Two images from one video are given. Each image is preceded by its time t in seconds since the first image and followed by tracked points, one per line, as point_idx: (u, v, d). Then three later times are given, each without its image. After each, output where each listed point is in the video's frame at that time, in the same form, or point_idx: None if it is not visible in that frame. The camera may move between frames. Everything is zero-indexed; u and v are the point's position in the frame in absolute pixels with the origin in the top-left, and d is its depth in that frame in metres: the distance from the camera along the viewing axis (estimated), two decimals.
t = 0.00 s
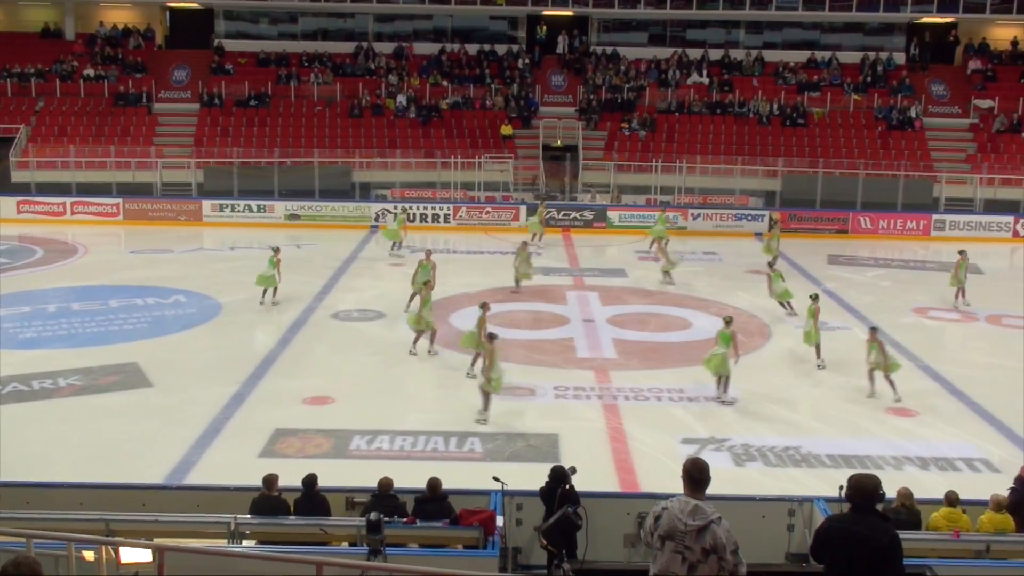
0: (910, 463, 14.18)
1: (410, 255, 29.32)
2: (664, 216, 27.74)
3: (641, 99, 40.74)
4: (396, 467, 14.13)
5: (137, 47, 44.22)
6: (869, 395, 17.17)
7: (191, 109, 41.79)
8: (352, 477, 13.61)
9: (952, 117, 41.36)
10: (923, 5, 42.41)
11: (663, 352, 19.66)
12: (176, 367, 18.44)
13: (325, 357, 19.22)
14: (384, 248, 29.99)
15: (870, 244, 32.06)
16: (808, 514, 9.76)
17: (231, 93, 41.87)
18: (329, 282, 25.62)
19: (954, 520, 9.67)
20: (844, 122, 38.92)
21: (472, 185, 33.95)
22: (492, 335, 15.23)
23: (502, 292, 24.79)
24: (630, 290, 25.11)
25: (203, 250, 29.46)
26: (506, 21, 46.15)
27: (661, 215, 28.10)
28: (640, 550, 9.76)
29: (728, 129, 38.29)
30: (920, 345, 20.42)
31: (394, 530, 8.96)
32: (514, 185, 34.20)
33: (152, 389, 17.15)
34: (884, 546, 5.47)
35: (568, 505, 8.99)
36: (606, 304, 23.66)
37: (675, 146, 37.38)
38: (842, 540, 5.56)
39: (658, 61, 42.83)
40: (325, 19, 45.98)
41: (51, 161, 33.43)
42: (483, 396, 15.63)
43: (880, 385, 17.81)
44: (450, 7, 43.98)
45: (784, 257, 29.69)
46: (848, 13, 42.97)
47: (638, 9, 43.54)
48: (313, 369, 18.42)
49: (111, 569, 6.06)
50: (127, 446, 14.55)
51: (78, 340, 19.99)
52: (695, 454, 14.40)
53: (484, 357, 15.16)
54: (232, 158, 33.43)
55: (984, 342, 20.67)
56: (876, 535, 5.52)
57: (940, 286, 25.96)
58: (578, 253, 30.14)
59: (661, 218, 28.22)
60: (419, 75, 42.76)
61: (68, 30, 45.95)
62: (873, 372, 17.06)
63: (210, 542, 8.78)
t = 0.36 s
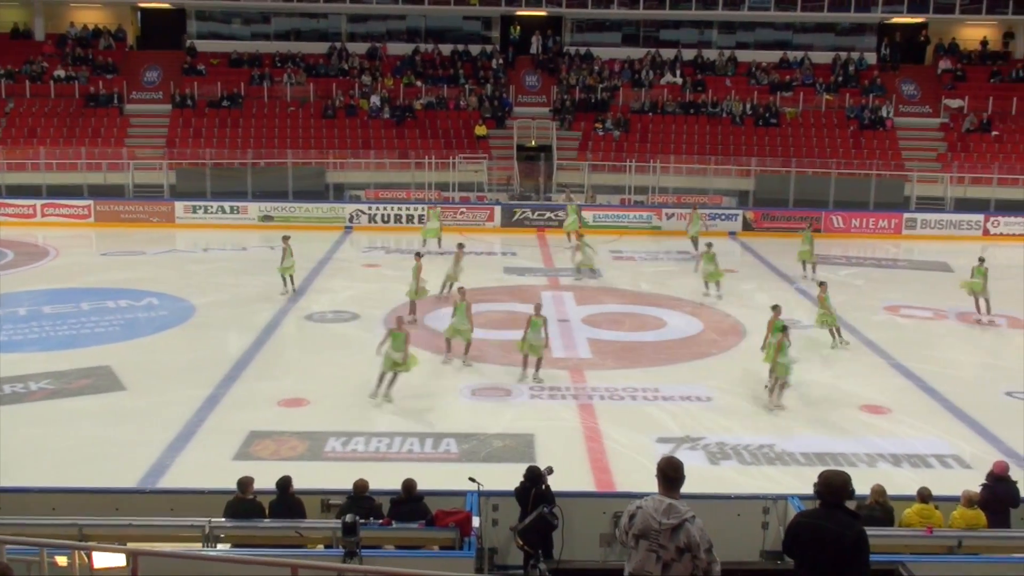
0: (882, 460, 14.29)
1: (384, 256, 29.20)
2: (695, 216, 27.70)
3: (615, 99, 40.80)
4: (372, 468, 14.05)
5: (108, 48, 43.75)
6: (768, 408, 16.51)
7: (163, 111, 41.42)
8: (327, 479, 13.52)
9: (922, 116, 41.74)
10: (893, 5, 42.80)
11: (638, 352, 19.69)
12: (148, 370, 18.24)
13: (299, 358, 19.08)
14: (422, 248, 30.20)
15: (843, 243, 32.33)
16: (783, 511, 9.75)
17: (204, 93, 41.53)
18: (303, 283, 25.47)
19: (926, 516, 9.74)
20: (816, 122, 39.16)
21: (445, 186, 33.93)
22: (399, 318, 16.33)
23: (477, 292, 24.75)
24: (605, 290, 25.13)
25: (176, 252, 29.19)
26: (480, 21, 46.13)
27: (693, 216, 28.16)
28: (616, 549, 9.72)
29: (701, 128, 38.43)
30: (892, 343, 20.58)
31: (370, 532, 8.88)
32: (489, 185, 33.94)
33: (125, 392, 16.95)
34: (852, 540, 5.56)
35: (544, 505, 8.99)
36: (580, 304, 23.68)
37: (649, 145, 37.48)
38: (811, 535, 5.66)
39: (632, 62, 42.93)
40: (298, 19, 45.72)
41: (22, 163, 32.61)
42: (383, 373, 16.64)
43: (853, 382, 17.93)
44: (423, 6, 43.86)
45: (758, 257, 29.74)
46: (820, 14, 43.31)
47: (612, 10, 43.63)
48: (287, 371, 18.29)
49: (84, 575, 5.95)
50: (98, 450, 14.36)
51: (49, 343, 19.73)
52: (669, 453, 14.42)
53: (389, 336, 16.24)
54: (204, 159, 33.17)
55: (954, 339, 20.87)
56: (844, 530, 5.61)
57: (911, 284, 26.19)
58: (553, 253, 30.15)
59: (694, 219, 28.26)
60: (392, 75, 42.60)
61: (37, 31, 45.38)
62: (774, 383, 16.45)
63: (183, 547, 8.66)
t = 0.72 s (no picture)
0: (854, 457, 14.38)
1: (357, 257, 29.06)
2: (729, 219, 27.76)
3: (588, 98, 40.86)
4: (346, 470, 13.96)
5: (77, 48, 43.24)
6: (668, 423, 15.62)
7: (133, 112, 41.01)
8: (301, 481, 13.40)
9: (892, 115, 42.07)
10: (862, 6, 43.18)
11: (613, 351, 19.72)
12: (119, 373, 18.03)
13: (272, 360, 18.94)
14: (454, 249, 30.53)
15: (814, 242, 32.56)
16: (756, 509, 9.75)
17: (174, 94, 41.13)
18: (275, 284, 25.29)
19: (897, 513, 9.79)
20: (787, 121, 39.40)
21: (418, 187, 33.61)
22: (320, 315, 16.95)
23: (450, 293, 24.69)
24: (578, 290, 25.14)
25: (147, 254, 28.89)
26: (452, 22, 46.05)
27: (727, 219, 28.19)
28: (591, 548, 9.68)
29: (673, 129, 38.59)
30: (862, 341, 20.74)
31: (345, 534, 8.80)
32: (461, 186, 33.55)
33: (96, 396, 16.73)
34: (820, 537, 5.60)
35: (518, 506, 8.97)
36: (554, 303, 23.68)
37: (622, 145, 37.60)
38: (781, 533, 5.69)
39: (604, 62, 43.00)
40: (269, 19, 45.42)
41: None
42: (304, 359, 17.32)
43: (825, 380, 18.04)
44: (395, 6, 43.71)
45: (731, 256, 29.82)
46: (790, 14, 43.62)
47: (584, 10, 43.69)
48: (260, 373, 18.15)
49: None
50: (69, 454, 14.15)
51: (18, 347, 19.43)
52: (643, 452, 14.44)
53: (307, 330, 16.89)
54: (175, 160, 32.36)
55: (924, 337, 21.07)
56: (813, 526, 5.64)
57: (881, 283, 26.41)
58: (526, 253, 30.13)
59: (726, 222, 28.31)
60: (364, 75, 42.39)
61: (4, 32, 44.76)
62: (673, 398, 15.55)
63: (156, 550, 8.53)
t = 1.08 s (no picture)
0: (829, 455, 14.44)
1: (332, 259, 28.90)
2: (763, 223, 27.38)
3: (562, 99, 40.87)
4: (321, 472, 13.85)
5: (47, 49, 42.73)
6: (543, 426, 15.53)
7: (105, 113, 40.55)
8: (277, 484, 13.29)
9: (865, 116, 42.35)
10: (834, 7, 43.52)
11: (588, 351, 19.71)
12: (90, 376, 17.80)
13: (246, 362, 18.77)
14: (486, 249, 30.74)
15: (788, 241, 32.74)
16: (732, 508, 9.79)
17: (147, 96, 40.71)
18: (249, 286, 25.12)
19: (871, 510, 9.84)
20: (761, 122, 39.59)
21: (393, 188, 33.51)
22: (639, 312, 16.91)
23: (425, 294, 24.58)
24: (554, 290, 25.13)
25: (119, 256, 28.56)
26: (426, 23, 45.94)
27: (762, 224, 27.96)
28: (568, 548, 9.67)
29: (647, 129, 38.69)
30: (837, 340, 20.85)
31: (321, 537, 8.74)
32: (437, 186, 33.65)
33: (68, 400, 16.51)
34: (794, 534, 5.59)
35: (495, 507, 8.92)
36: (530, 304, 23.66)
37: (597, 146, 37.64)
38: (755, 532, 5.68)
39: (578, 63, 43.01)
40: (242, 20, 45.11)
41: None
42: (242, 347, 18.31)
43: (800, 379, 18.13)
44: (369, 7, 43.53)
45: (706, 256, 29.86)
46: (763, 14, 43.86)
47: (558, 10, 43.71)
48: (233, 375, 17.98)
49: None
50: (40, 459, 13.95)
51: None
52: (619, 452, 14.43)
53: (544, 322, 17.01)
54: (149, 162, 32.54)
55: (896, 335, 21.22)
56: (786, 524, 5.63)
57: (854, 281, 26.57)
58: (502, 254, 30.08)
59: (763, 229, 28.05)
60: (338, 77, 42.15)
61: None
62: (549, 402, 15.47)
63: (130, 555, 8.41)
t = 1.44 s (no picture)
0: (805, 456, 14.50)
1: (309, 263, 28.73)
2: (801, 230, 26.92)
3: (538, 102, 40.88)
4: (298, 477, 13.74)
5: (20, 53, 42.32)
6: (409, 427, 15.62)
7: (78, 117, 40.20)
8: (253, 490, 13.16)
9: (839, 118, 42.59)
10: (808, 10, 43.83)
11: (565, 354, 19.70)
12: (63, 382, 17.58)
13: (222, 367, 18.63)
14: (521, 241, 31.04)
15: (763, 244, 32.89)
16: (709, 509, 9.78)
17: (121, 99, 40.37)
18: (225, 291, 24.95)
19: (848, 511, 9.87)
20: (736, 124, 39.80)
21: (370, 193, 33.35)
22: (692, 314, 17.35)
23: (401, 298, 24.48)
24: (531, 294, 25.09)
25: (93, 261, 28.27)
26: (402, 26, 45.87)
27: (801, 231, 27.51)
28: (545, 551, 9.67)
29: (623, 132, 38.78)
30: (812, 341, 20.96)
31: (298, 542, 8.62)
32: (414, 191, 33.73)
33: (41, 406, 16.30)
34: (768, 536, 5.58)
35: (473, 511, 8.84)
36: (507, 307, 23.61)
37: (573, 149, 37.68)
38: (732, 534, 5.67)
39: (554, 66, 43.05)
40: (217, 23, 44.85)
41: None
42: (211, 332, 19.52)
43: (776, 380, 18.19)
44: (345, 10, 43.39)
45: (682, 259, 30.01)
46: (738, 18, 44.10)
47: (534, 14, 43.75)
48: (209, 381, 17.82)
49: None
50: (13, 466, 13.75)
51: None
52: (597, 455, 14.41)
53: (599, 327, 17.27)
54: (123, 166, 32.00)
55: (871, 336, 21.36)
56: (763, 525, 5.62)
57: (829, 283, 26.75)
58: (479, 257, 30.02)
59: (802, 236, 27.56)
60: (314, 80, 41.95)
61: None
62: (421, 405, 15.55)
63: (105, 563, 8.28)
